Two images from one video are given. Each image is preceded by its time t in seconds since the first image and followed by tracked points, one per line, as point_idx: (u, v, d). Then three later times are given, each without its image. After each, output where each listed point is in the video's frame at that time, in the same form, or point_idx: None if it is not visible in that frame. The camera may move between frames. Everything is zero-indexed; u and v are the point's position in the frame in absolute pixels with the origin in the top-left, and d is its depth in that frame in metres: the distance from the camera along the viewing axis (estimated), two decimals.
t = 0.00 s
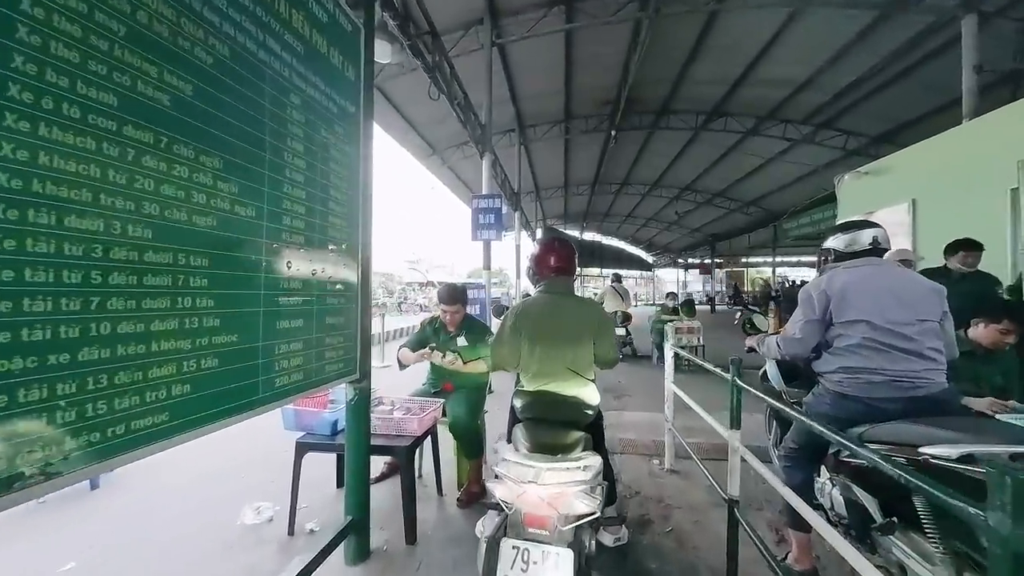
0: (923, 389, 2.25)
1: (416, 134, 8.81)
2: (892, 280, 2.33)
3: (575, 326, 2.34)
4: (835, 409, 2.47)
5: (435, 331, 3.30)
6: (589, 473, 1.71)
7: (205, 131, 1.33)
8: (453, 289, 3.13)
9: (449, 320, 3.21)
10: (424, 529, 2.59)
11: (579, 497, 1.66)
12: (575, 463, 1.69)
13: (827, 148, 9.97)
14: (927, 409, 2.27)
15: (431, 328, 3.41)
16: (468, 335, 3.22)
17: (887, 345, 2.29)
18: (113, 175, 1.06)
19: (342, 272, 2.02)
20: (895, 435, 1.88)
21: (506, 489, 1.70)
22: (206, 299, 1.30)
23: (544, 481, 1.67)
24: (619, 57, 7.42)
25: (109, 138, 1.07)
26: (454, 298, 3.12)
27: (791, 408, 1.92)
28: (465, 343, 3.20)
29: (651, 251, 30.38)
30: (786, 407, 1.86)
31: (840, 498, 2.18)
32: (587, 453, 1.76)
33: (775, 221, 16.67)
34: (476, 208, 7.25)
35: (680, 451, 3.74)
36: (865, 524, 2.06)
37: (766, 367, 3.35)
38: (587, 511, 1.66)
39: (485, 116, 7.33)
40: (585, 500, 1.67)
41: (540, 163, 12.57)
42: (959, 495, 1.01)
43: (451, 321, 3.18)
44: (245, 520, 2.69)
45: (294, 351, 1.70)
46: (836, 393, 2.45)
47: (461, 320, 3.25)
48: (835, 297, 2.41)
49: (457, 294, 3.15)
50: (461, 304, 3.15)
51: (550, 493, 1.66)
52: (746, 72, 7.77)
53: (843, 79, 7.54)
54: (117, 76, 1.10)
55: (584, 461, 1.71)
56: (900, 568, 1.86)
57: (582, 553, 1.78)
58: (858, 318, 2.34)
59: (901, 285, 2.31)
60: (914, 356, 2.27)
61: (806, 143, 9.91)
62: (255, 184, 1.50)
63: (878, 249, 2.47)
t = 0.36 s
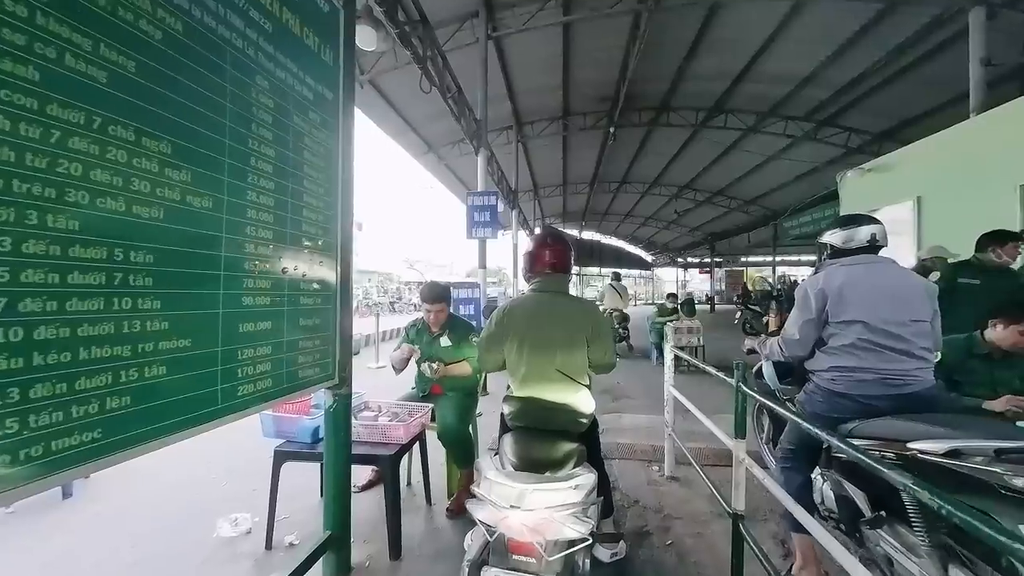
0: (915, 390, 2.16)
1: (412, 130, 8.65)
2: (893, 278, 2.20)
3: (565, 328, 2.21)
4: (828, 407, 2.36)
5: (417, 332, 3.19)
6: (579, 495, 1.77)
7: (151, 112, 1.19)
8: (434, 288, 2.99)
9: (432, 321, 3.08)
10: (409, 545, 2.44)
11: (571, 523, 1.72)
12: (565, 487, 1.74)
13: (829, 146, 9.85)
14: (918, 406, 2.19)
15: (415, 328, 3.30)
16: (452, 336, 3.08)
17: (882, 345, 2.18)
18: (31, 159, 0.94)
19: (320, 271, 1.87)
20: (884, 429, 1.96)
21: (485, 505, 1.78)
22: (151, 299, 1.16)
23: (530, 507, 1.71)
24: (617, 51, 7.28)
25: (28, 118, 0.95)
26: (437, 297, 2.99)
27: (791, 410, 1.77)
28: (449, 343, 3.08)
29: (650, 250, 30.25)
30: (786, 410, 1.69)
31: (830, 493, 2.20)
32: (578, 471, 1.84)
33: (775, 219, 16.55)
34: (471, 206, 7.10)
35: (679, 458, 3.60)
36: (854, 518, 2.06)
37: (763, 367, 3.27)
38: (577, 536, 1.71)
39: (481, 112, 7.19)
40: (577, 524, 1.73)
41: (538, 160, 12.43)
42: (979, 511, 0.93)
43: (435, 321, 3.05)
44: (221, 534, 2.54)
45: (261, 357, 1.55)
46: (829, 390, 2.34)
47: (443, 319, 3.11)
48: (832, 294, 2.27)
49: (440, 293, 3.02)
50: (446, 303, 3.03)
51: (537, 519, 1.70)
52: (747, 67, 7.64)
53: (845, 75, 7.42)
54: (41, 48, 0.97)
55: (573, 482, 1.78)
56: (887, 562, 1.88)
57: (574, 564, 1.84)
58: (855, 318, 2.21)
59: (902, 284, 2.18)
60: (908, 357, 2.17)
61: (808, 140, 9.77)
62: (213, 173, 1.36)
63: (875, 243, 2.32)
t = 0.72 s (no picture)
0: (890, 382, 2.43)
1: (409, 129, 8.54)
2: (877, 281, 2.44)
3: (563, 331, 2.12)
4: (810, 394, 2.62)
5: (412, 333, 3.10)
6: (575, 513, 1.71)
7: (116, 99, 1.10)
8: (429, 288, 2.89)
9: (427, 321, 2.99)
10: (402, 556, 2.36)
11: (566, 544, 1.66)
12: (562, 503, 1.69)
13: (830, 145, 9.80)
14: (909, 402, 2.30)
15: (409, 330, 3.20)
16: (447, 337, 2.99)
17: (863, 342, 2.43)
18: None
19: (304, 270, 1.77)
20: (855, 415, 2.30)
21: (475, 528, 1.71)
22: (109, 301, 1.08)
23: (521, 531, 1.62)
24: (617, 48, 7.19)
25: None
26: (432, 297, 2.90)
27: (796, 416, 1.69)
28: (444, 345, 2.98)
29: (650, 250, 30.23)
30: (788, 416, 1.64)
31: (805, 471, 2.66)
32: (575, 486, 1.78)
33: (774, 219, 16.51)
34: (469, 205, 7.01)
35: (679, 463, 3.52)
36: (824, 491, 2.53)
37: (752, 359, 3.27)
38: (572, 558, 1.66)
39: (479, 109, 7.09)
40: (573, 546, 1.67)
41: (537, 160, 12.34)
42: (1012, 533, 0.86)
43: (430, 322, 2.96)
44: (205, 544, 2.45)
45: (239, 361, 1.46)
46: (812, 379, 2.59)
47: (438, 319, 3.02)
48: (822, 294, 2.49)
49: (435, 293, 2.92)
50: (441, 303, 2.93)
51: (529, 543, 1.62)
52: (747, 65, 7.57)
53: (846, 73, 7.36)
54: None
55: (569, 498, 1.72)
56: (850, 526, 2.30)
57: None
58: (840, 317, 2.46)
59: (885, 287, 2.42)
60: (885, 352, 2.45)
61: (809, 139, 9.71)
62: (183, 165, 1.26)
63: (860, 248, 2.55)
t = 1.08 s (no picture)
0: (840, 375, 3.00)
1: (406, 129, 8.49)
2: (832, 291, 2.98)
3: (558, 331, 2.07)
4: (773, 382, 3.19)
5: (408, 334, 3.06)
6: (571, 524, 1.69)
7: (91, 92, 1.05)
8: (426, 289, 2.85)
9: (423, 323, 2.95)
10: (396, 563, 2.32)
11: (561, 558, 1.64)
12: (558, 515, 1.67)
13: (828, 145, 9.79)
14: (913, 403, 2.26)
15: (406, 331, 3.16)
16: (444, 338, 2.95)
17: (818, 341, 3.00)
18: None
19: (295, 270, 1.72)
20: (805, 395, 2.90)
21: (466, 540, 1.70)
22: (82, 303, 1.03)
23: (514, 545, 1.61)
24: (615, 47, 7.15)
25: None
26: (428, 299, 2.85)
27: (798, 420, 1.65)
28: (440, 347, 2.94)
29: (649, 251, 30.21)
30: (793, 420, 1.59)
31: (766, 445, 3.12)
32: (571, 496, 1.75)
33: (773, 220, 16.49)
34: (466, 205, 6.96)
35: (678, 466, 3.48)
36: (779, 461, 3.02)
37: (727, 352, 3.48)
38: (569, 570, 1.64)
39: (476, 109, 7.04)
40: (568, 559, 1.65)
41: (535, 160, 12.30)
42: None
43: (426, 323, 2.92)
44: (194, 551, 2.40)
45: (225, 364, 1.41)
46: (775, 369, 3.15)
47: (435, 320, 2.98)
48: (786, 302, 3.04)
49: (431, 294, 2.88)
50: (437, 305, 2.89)
51: (523, 557, 1.60)
52: (746, 65, 7.55)
53: (845, 73, 7.34)
54: None
55: (565, 509, 1.70)
56: (801, 488, 2.85)
57: None
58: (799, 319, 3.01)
59: (838, 297, 2.96)
60: (835, 350, 3.01)
61: (807, 139, 9.69)
62: (164, 162, 1.22)
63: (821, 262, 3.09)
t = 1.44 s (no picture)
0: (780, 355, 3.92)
1: (405, 129, 8.49)
2: (773, 290, 3.96)
3: (555, 332, 2.07)
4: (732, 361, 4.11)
5: (406, 335, 3.05)
6: (566, 529, 1.70)
7: (82, 92, 1.04)
8: (422, 291, 2.84)
9: (420, 324, 2.94)
10: (391, 565, 2.30)
11: (555, 562, 1.64)
12: (554, 519, 1.68)
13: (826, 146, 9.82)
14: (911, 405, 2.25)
15: (404, 331, 3.15)
16: (442, 340, 2.94)
17: (763, 328, 3.94)
18: None
19: (289, 270, 1.70)
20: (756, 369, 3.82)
21: (459, 544, 1.72)
22: (73, 304, 1.03)
23: (507, 550, 1.63)
24: (613, 48, 7.16)
25: None
26: (425, 300, 2.85)
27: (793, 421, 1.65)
28: (438, 348, 2.93)
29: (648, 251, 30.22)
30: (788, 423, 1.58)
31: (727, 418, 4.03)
32: (566, 499, 1.76)
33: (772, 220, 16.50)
34: (464, 206, 6.96)
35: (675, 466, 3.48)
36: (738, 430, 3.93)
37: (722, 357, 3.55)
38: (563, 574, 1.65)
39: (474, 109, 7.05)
40: (562, 563, 1.66)
41: (534, 161, 12.30)
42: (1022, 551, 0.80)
43: (423, 324, 2.91)
44: (188, 554, 2.39)
45: (218, 365, 1.40)
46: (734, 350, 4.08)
47: (433, 321, 2.97)
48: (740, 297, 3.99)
49: (428, 295, 2.87)
50: (434, 306, 2.88)
51: (517, 562, 1.62)
52: (744, 66, 7.56)
53: (843, 74, 7.35)
54: None
55: (561, 513, 1.71)
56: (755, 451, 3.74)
57: None
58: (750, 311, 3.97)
59: (778, 294, 3.93)
60: (777, 336, 3.96)
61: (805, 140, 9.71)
62: (156, 162, 1.21)
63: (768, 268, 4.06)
